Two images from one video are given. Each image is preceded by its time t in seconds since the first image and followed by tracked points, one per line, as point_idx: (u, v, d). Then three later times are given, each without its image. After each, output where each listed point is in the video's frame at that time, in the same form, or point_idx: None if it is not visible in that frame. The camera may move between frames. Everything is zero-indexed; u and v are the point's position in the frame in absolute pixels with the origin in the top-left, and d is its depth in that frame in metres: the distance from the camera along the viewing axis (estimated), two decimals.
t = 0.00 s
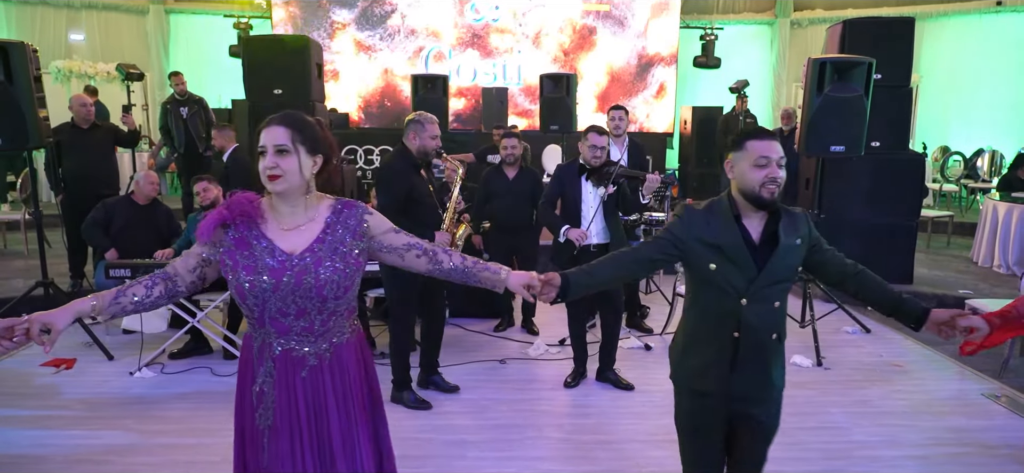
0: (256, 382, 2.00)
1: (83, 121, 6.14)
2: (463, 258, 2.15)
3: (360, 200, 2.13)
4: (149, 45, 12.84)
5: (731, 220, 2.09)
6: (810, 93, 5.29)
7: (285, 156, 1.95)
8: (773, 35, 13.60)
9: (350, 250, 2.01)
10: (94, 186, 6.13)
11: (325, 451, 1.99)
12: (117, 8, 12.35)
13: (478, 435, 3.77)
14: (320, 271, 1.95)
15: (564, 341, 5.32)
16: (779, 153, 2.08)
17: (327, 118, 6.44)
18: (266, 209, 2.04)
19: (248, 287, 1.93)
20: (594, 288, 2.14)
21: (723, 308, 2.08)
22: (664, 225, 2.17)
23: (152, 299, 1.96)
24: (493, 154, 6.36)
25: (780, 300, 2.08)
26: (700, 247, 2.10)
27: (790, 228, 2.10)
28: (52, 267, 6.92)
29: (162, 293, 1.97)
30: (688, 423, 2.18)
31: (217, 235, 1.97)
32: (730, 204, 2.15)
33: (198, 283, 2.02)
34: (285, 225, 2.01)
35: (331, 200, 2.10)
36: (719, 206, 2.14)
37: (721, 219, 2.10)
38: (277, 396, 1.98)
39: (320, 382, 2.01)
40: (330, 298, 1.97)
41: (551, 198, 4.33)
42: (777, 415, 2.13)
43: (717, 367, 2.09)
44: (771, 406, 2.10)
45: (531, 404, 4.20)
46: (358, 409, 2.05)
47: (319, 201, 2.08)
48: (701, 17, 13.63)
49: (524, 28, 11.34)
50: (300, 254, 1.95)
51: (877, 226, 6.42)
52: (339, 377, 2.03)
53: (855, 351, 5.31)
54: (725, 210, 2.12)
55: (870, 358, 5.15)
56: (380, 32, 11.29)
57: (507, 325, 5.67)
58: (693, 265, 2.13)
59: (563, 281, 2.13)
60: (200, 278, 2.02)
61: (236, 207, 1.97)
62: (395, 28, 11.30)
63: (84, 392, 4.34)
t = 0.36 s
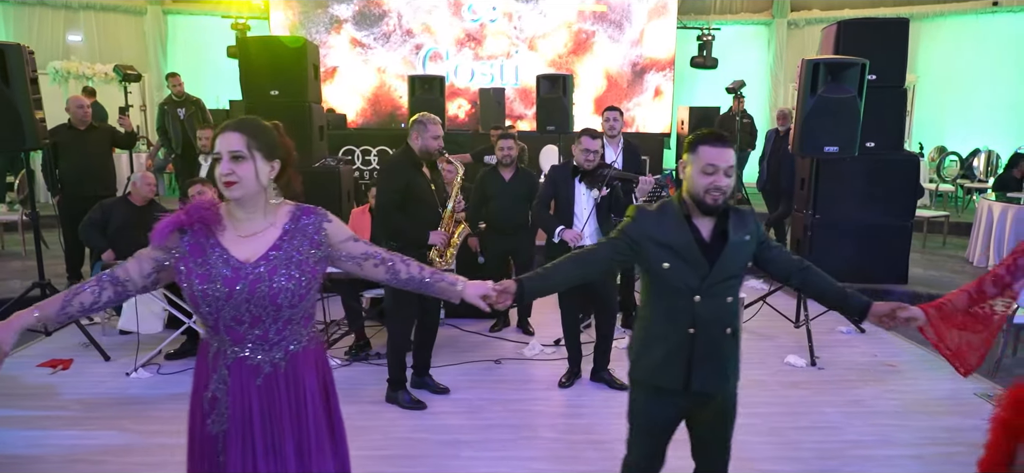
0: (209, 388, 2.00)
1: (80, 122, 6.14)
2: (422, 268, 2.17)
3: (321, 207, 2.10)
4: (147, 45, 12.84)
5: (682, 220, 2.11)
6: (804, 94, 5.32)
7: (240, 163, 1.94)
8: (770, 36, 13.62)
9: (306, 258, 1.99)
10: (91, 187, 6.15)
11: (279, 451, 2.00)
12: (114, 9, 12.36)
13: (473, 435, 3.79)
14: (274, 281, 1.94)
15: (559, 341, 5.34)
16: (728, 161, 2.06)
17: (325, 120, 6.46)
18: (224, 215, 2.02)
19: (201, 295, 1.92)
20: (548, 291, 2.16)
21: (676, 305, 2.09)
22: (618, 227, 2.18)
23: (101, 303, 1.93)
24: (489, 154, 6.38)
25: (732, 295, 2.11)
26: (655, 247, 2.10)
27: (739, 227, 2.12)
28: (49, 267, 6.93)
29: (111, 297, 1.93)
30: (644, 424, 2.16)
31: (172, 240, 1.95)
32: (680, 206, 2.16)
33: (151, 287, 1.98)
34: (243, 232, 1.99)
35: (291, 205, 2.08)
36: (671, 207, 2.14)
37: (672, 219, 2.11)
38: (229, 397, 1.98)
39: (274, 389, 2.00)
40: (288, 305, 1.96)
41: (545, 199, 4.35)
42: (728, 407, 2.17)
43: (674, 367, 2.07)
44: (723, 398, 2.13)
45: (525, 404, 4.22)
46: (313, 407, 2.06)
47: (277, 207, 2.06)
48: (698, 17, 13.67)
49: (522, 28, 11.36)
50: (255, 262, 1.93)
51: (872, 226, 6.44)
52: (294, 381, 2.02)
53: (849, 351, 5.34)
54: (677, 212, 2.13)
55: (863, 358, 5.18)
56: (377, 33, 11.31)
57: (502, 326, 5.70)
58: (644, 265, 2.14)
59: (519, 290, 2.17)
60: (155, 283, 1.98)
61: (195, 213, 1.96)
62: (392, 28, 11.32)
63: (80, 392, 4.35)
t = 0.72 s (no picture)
0: (163, 393, 1.99)
1: (75, 122, 6.16)
2: (377, 271, 2.19)
3: (276, 208, 2.10)
4: (144, 45, 12.87)
5: (635, 217, 2.12)
6: (796, 94, 5.35)
7: (192, 164, 1.93)
8: (766, 35, 13.63)
9: (262, 260, 1.99)
10: (86, 186, 6.17)
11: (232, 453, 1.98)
12: (111, 9, 12.38)
13: (463, 432, 3.81)
14: (229, 283, 1.93)
15: (551, 340, 5.36)
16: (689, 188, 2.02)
17: (320, 119, 6.48)
18: (177, 218, 2.01)
19: (153, 299, 1.91)
20: (498, 284, 2.21)
21: (620, 303, 2.14)
22: (572, 220, 2.22)
23: (45, 305, 1.93)
24: (483, 154, 6.38)
25: (679, 291, 2.15)
26: (603, 244, 2.14)
27: (690, 225, 2.15)
28: (44, 266, 6.96)
29: (55, 300, 1.93)
30: (595, 412, 2.27)
31: (122, 241, 1.94)
32: (634, 203, 2.15)
33: (98, 291, 1.97)
34: (195, 233, 1.98)
35: (245, 207, 2.07)
36: (626, 204, 2.14)
37: (624, 215, 2.13)
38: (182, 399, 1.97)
39: (230, 394, 1.98)
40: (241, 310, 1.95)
41: (537, 200, 4.35)
42: (682, 402, 2.21)
43: (614, 360, 2.15)
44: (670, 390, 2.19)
45: (516, 401, 4.24)
46: (269, 406, 2.06)
47: (232, 207, 2.04)
48: (694, 17, 13.67)
49: (517, 27, 11.38)
50: (209, 265, 1.92)
51: (865, 226, 6.45)
52: (248, 385, 2.01)
53: (840, 349, 5.36)
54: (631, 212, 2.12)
55: (854, 356, 5.20)
56: (373, 32, 11.33)
57: (495, 324, 5.73)
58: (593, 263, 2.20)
59: (468, 285, 2.20)
60: (102, 287, 1.97)
61: (146, 215, 1.95)
62: (388, 28, 11.33)
63: (74, 390, 4.38)
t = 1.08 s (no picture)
0: (119, 407, 1.97)
1: (68, 120, 6.14)
2: (352, 273, 2.17)
3: (243, 214, 2.08)
4: (139, 44, 12.86)
5: (613, 229, 2.12)
6: (786, 92, 5.37)
7: (148, 170, 1.90)
8: (762, 35, 13.67)
9: (225, 266, 1.97)
10: (79, 184, 6.19)
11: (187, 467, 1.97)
12: (106, 8, 12.36)
13: (453, 429, 3.82)
14: (188, 291, 1.91)
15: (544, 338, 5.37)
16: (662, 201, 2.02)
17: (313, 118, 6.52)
18: (139, 223, 2.00)
19: (108, 306, 1.88)
20: (483, 295, 2.21)
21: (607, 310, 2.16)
22: (552, 230, 2.23)
23: (5, 316, 1.94)
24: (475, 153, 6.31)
25: (661, 302, 2.16)
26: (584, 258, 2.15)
27: (671, 234, 2.14)
28: (38, 265, 6.96)
29: (16, 309, 1.94)
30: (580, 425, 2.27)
31: (82, 248, 1.93)
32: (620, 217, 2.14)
33: (57, 300, 1.97)
34: (158, 240, 1.97)
35: (212, 213, 2.07)
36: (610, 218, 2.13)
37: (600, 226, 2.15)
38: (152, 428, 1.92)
39: (187, 407, 1.95)
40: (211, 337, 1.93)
41: (527, 198, 4.34)
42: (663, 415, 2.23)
43: (596, 371, 2.18)
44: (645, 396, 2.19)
45: (506, 399, 4.25)
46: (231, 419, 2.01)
47: (197, 213, 2.04)
48: (690, 16, 13.68)
49: (513, 27, 11.40)
50: (170, 272, 1.91)
51: (857, 224, 6.47)
52: (209, 397, 1.97)
53: (832, 347, 5.38)
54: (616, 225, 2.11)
55: (846, 354, 5.22)
56: (368, 31, 11.34)
57: (488, 322, 5.74)
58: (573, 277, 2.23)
59: (457, 289, 2.19)
60: (61, 294, 1.97)
61: (105, 220, 1.93)
62: (384, 27, 11.34)
63: (64, 388, 4.38)
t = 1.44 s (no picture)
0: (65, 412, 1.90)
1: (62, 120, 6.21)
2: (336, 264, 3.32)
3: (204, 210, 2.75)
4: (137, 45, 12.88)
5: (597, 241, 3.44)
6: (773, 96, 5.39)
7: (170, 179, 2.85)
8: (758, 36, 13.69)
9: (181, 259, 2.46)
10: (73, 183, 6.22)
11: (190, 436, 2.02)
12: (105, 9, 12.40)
13: (445, 428, 3.83)
14: (151, 285, 2.34)
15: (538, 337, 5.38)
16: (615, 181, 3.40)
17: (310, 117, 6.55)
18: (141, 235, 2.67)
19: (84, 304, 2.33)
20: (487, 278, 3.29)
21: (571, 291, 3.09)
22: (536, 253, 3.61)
23: None
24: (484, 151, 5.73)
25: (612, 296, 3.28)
26: (555, 242, 3.05)
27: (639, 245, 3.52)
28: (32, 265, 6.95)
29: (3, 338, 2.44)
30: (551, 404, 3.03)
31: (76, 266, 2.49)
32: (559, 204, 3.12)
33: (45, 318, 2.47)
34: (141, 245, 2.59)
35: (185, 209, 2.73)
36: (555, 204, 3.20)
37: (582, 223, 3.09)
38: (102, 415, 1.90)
39: (145, 393, 1.93)
40: (169, 312, 2.18)
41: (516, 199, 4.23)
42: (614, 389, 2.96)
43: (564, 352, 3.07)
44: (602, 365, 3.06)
45: (498, 397, 4.27)
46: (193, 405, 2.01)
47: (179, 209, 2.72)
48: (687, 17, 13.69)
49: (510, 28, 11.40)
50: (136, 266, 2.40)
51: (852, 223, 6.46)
52: (169, 384, 1.97)
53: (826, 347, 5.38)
54: (589, 212, 3.15)
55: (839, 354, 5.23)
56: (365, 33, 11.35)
57: (482, 321, 5.68)
58: (559, 258, 3.04)
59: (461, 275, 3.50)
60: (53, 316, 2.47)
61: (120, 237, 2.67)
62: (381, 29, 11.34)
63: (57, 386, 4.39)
